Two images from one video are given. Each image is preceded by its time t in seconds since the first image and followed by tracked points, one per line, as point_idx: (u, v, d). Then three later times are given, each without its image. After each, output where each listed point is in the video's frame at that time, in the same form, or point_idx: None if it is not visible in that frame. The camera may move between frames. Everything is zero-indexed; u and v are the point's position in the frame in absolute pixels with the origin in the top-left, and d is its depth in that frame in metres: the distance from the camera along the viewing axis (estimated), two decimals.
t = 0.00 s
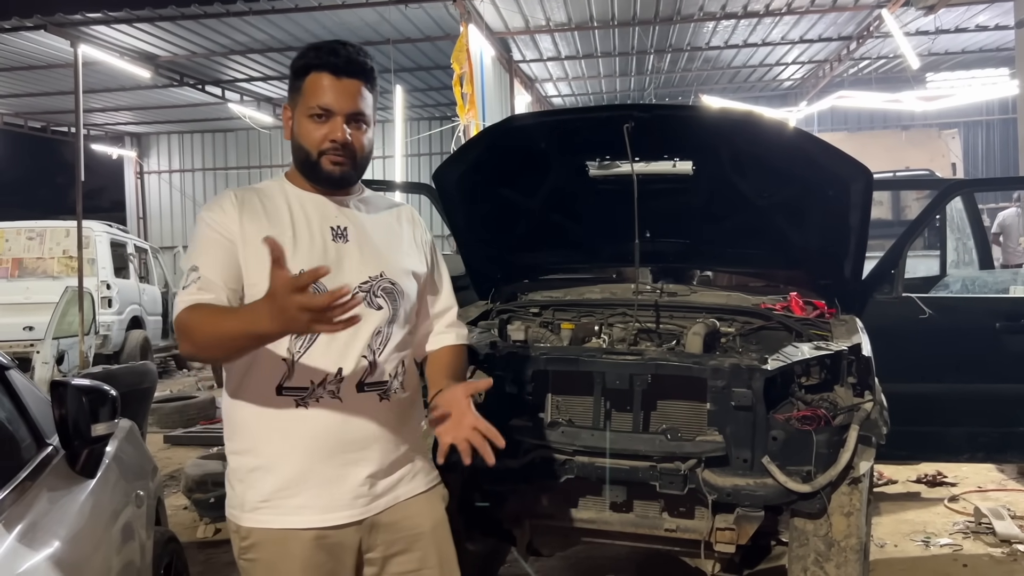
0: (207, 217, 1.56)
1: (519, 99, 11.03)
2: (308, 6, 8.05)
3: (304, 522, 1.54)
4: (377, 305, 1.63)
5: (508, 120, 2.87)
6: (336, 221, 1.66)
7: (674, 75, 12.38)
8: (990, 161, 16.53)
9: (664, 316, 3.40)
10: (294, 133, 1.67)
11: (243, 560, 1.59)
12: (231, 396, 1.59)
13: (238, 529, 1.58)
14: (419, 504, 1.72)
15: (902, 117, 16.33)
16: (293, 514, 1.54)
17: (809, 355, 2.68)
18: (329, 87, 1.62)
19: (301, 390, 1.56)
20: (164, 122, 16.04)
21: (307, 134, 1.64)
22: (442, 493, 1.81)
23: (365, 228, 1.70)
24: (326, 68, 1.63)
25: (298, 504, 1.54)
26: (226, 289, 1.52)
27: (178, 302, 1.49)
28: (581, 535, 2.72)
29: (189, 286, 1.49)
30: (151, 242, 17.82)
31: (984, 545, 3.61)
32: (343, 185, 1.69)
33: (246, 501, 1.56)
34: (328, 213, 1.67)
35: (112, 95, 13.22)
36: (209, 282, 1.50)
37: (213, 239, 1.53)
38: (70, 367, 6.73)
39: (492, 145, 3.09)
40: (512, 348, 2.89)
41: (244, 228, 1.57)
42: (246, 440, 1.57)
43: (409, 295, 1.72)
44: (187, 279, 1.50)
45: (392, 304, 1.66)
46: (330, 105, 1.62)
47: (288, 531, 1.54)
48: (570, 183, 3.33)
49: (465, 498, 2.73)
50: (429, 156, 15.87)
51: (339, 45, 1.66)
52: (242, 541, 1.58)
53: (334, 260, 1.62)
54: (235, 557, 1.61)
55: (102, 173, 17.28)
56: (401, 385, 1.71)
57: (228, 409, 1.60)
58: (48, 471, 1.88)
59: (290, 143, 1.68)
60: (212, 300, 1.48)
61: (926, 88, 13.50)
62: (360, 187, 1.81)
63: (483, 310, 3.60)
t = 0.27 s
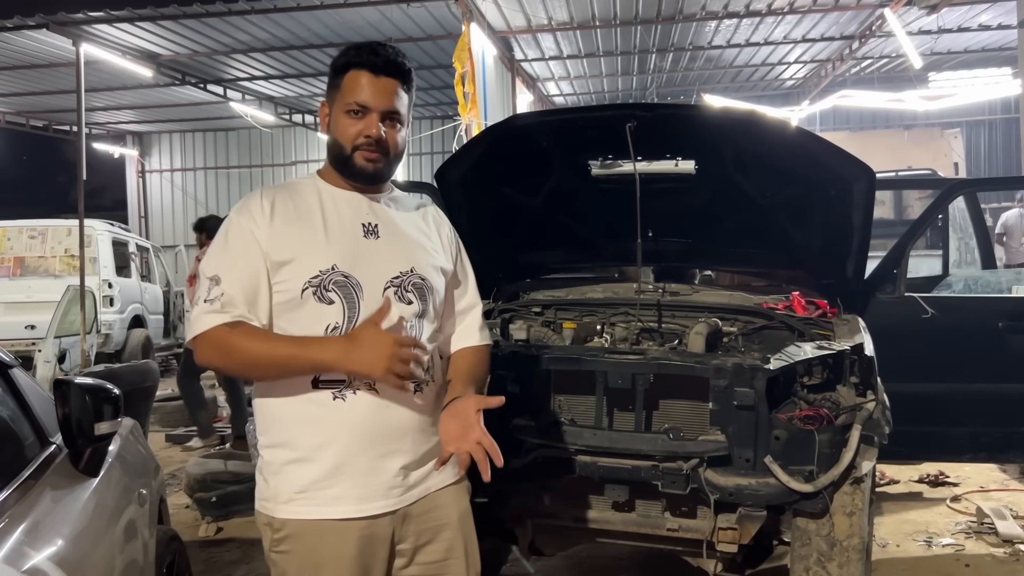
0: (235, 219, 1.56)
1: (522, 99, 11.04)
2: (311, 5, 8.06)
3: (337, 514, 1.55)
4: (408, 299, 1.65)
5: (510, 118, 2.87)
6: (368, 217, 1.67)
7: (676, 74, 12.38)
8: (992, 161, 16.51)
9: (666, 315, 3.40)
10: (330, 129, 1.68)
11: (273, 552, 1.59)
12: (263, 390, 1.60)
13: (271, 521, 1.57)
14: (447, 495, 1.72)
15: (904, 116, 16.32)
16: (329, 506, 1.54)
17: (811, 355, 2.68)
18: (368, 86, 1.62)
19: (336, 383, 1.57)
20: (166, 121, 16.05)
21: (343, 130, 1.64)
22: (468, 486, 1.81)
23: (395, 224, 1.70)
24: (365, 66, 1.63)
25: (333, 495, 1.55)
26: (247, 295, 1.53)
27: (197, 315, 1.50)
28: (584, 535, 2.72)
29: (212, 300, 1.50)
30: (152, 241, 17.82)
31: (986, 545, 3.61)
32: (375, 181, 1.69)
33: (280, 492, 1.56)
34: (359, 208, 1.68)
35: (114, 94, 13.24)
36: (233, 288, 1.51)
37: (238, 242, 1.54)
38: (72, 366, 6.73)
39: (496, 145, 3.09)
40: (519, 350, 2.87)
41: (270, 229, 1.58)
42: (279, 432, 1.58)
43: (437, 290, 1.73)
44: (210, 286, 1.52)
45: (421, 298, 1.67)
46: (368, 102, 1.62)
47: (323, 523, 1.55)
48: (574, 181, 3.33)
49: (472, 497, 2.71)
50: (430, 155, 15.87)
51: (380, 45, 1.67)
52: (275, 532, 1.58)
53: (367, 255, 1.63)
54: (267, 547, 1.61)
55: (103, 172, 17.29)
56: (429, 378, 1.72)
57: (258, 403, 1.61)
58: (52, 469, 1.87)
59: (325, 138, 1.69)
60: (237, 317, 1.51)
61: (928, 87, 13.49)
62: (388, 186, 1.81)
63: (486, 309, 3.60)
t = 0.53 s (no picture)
0: (263, 222, 1.60)
1: (523, 98, 11.04)
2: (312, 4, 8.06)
3: (356, 505, 1.56)
4: (428, 298, 1.63)
5: (511, 118, 2.87)
6: (391, 217, 1.67)
7: (677, 74, 12.38)
8: (994, 160, 16.50)
9: (668, 314, 3.40)
10: (356, 129, 1.70)
11: (295, 539, 1.62)
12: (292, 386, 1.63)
13: (295, 509, 1.60)
14: (468, 491, 1.71)
15: (905, 115, 16.30)
16: (348, 496, 1.56)
17: (812, 354, 2.68)
18: (392, 86, 1.63)
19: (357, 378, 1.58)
20: (167, 120, 16.06)
21: (367, 130, 1.66)
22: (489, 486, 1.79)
23: (419, 223, 1.70)
24: (389, 67, 1.65)
25: (353, 486, 1.56)
26: (272, 296, 1.56)
27: (229, 317, 1.56)
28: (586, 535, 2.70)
29: (238, 303, 1.55)
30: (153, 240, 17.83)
31: (987, 545, 3.60)
32: (399, 180, 1.69)
33: (304, 480, 1.59)
34: (382, 207, 1.68)
35: (115, 93, 13.24)
36: (258, 290, 1.55)
37: (264, 244, 1.58)
38: (73, 364, 6.73)
39: (497, 143, 3.08)
40: (521, 348, 2.85)
41: (295, 231, 1.60)
42: (305, 424, 1.61)
43: (461, 289, 1.71)
44: (239, 289, 1.57)
45: (443, 297, 1.66)
46: (391, 102, 1.63)
47: (343, 512, 1.56)
48: (576, 180, 3.32)
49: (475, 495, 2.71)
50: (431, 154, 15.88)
51: (403, 46, 1.67)
52: (297, 521, 1.61)
53: (389, 254, 1.63)
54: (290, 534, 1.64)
55: (104, 171, 17.29)
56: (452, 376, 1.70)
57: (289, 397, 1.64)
58: (53, 468, 1.87)
59: (351, 138, 1.71)
60: (259, 325, 1.54)
61: (930, 87, 13.49)
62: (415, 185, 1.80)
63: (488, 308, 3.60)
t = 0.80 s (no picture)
0: (288, 225, 1.62)
1: (524, 97, 11.03)
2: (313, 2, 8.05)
3: (371, 497, 1.56)
4: (447, 296, 1.62)
5: (513, 117, 2.87)
6: (411, 217, 1.67)
7: (678, 73, 12.38)
8: (994, 160, 16.51)
9: (668, 313, 3.40)
10: (377, 134, 1.70)
11: (312, 532, 1.63)
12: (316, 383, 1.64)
13: (312, 500, 1.62)
14: (483, 490, 1.69)
15: (906, 114, 16.29)
16: (364, 489, 1.57)
17: (813, 353, 2.67)
18: (410, 90, 1.63)
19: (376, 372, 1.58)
20: (168, 119, 16.05)
21: (388, 135, 1.66)
22: (506, 486, 1.77)
23: (439, 222, 1.69)
24: (405, 72, 1.64)
25: (370, 479, 1.57)
26: (294, 294, 1.57)
27: (254, 316, 1.58)
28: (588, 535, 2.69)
29: (261, 301, 1.57)
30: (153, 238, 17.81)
31: (988, 545, 3.61)
32: (423, 181, 1.69)
33: (324, 472, 1.61)
34: (404, 208, 1.68)
35: (115, 91, 13.23)
36: (280, 288, 1.57)
37: (288, 244, 1.60)
38: (73, 363, 6.72)
39: (497, 143, 3.08)
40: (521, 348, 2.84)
41: (318, 231, 1.62)
42: (325, 419, 1.62)
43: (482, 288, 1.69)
44: (264, 289, 1.58)
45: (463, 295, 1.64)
46: (411, 106, 1.63)
47: (358, 505, 1.57)
48: (576, 180, 3.33)
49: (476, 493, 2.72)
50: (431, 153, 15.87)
51: (418, 49, 1.67)
52: (313, 512, 1.62)
53: (408, 253, 1.62)
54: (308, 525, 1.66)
55: (104, 169, 17.26)
56: (472, 374, 1.67)
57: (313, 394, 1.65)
58: (53, 466, 1.87)
59: (373, 143, 1.71)
60: (282, 322, 1.55)
61: (930, 86, 13.49)
62: (439, 186, 1.80)
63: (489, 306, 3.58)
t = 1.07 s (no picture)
0: (308, 222, 1.63)
1: (524, 96, 11.02)
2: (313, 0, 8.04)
3: (386, 491, 1.57)
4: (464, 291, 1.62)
5: (514, 115, 2.87)
6: (428, 214, 1.68)
7: (679, 71, 12.37)
8: (994, 158, 16.51)
9: (669, 312, 3.40)
10: (387, 137, 1.69)
11: (326, 524, 1.63)
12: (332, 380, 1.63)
13: (326, 494, 1.62)
14: (495, 488, 1.69)
15: (906, 113, 16.29)
16: (380, 482, 1.57)
17: (814, 352, 2.67)
18: (417, 90, 1.62)
19: (393, 365, 1.58)
20: (168, 117, 16.02)
21: (398, 135, 1.65)
22: (517, 484, 1.77)
23: (455, 220, 1.70)
24: (411, 72, 1.64)
25: (384, 472, 1.57)
26: (316, 289, 1.57)
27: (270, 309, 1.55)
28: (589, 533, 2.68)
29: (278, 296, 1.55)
30: (153, 237, 17.79)
31: (988, 544, 3.61)
32: (436, 178, 1.68)
33: (339, 465, 1.61)
34: (419, 206, 1.69)
35: (115, 90, 13.21)
36: (301, 280, 1.55)
37: (307, 240, 1.60)
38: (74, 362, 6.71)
39: (497, 142, 3.07)
40: (522, 347, 2.84)
41: (336, 229, 1.62)
42: (341, 413, 1.62)
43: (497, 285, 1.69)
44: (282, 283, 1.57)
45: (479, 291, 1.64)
46: (419, 106, 1.62)
47: (371, 499, 1.57)
48: (577, 178, 3.32)
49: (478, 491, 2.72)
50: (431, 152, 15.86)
51: (422, 50, 1.67)
52: (326, 506, 1.62)
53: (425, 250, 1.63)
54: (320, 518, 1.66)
55: (104, 168, 17.24)
56: (488, 370, 1.67)
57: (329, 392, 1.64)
58: (54, 465, 1.87)
59: (384, 145, 1.70)
60: (299, 302, 1.53)
61: (931, 85, 13.49)
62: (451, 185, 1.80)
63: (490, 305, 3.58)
